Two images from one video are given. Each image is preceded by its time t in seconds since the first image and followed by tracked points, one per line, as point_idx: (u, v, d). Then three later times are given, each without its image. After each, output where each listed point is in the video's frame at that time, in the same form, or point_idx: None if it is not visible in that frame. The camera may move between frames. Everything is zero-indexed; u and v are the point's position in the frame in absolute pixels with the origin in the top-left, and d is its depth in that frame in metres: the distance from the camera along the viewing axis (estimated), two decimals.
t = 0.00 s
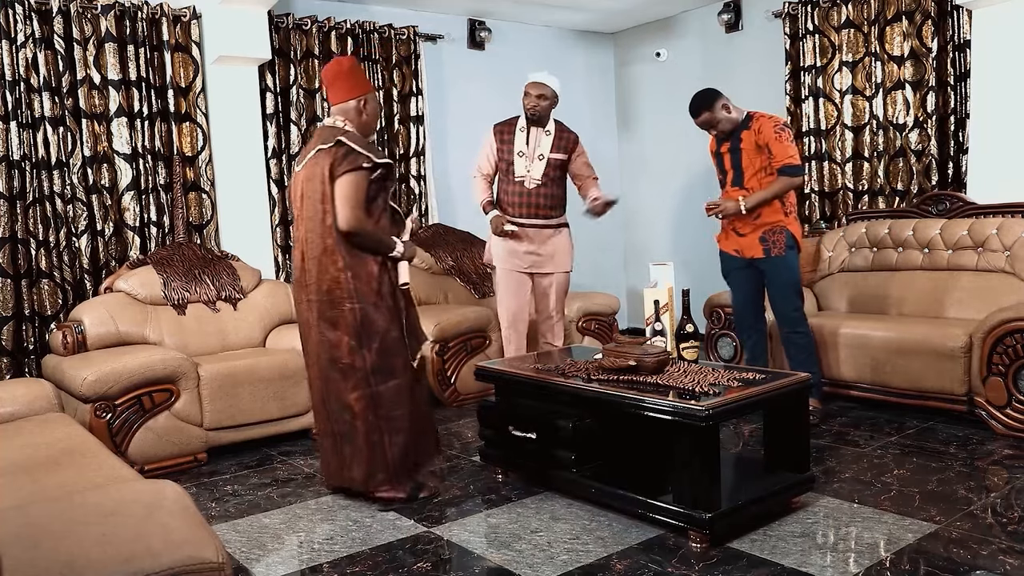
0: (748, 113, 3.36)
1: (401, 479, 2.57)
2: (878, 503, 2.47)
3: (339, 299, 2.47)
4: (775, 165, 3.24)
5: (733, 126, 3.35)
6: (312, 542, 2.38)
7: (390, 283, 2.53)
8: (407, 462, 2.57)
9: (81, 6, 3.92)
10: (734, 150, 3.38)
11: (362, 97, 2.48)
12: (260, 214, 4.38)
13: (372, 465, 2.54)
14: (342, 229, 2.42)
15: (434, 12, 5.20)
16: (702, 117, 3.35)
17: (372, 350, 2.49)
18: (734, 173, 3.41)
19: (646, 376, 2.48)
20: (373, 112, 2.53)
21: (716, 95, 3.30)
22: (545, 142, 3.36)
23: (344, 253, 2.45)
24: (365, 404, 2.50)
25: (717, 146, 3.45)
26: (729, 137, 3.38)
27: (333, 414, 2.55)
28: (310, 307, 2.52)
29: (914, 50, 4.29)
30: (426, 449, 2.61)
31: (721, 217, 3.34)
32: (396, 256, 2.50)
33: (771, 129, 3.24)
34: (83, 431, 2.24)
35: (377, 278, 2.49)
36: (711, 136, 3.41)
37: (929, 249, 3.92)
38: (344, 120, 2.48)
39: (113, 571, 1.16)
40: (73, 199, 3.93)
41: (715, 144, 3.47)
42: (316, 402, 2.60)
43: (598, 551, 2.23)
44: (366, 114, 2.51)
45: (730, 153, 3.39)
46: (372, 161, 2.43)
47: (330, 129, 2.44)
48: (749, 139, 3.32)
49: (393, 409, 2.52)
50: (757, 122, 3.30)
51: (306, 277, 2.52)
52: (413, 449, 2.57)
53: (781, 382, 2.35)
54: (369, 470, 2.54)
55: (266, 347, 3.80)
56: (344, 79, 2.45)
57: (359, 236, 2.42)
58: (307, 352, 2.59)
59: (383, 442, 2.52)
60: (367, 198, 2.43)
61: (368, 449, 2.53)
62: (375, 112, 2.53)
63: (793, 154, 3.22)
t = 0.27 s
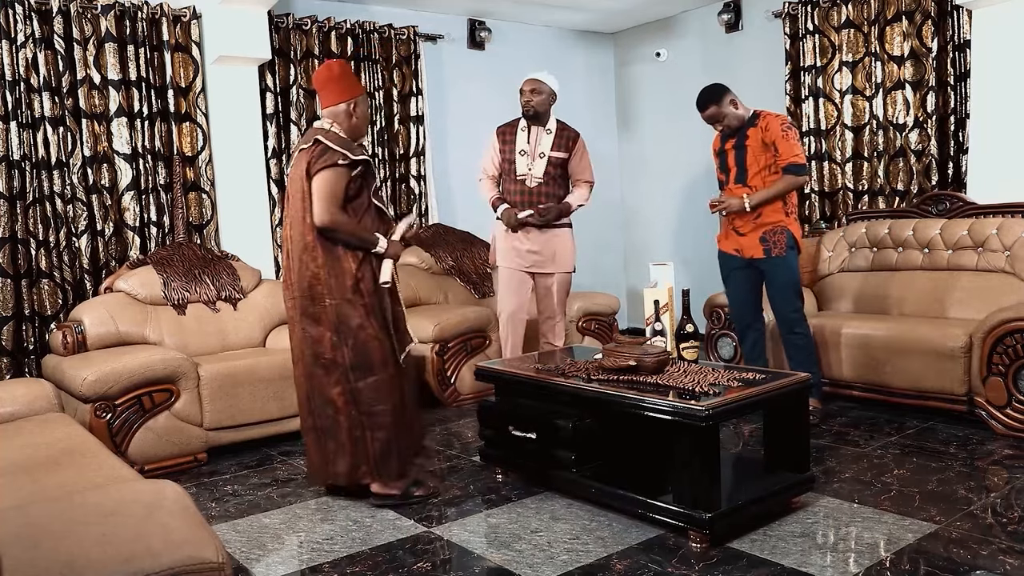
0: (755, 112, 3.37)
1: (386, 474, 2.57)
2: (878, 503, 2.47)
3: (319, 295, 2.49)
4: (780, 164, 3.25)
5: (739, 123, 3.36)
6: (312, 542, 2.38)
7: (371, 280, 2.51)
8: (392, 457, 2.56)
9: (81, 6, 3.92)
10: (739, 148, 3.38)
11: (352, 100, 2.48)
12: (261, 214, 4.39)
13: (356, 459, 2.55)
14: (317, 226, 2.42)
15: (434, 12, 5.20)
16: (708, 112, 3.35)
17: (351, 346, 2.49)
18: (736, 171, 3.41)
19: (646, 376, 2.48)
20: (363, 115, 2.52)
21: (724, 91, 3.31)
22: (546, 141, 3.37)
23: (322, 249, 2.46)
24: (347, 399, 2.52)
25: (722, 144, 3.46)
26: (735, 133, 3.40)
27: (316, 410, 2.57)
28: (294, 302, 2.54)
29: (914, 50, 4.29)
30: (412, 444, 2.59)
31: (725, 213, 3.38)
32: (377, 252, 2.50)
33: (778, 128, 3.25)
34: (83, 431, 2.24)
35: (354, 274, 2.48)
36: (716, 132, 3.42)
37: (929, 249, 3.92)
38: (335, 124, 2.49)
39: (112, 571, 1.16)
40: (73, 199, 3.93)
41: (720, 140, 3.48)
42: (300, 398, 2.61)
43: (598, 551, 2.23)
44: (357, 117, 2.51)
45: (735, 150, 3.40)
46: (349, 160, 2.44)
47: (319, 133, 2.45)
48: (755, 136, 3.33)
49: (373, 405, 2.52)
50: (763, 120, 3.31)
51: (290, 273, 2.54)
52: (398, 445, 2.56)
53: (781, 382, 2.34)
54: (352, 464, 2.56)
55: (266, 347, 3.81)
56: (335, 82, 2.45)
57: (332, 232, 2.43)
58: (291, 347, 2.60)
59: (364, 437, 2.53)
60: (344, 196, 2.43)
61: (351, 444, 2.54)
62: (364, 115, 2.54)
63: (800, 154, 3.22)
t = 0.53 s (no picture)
0: (768, 110, 3.37)
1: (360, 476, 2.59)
2: (878, 503, 2.47)
3: (300, 296, 2.53)
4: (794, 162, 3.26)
5: (752, 120, 3.36)
6: (312, 542, 2.38)
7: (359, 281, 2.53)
8: (366, 460, 2.59)
9: (81, 6, 3.92)
10: (751, 144, 3.39)
11: (346, 101, 2.52)
12: (261, 214, 4.39)
13: (330, 461, 2.57)
14: (302, 226, 2.46)
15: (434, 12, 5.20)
16: (721, 105, 3.34)
17: (329, 348, 2.52)
18: (747, 167, 3.41)
19: (646, 376, 2.48)
20: (357, 115, 2.56)
21: (740, 86, 3.30)
22: (540, 140, 3.38)
23: (307, 250, 2.49)
24: (322, 401, 2.54)
25: (733, 139, 3.46)
26: (748, 129, 3.40)
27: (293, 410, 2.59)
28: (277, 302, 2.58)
29: (914, 50, 4.29)
30: (387, 447, 2.62)
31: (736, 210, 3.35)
32: (366, 253, 2.51)
33: (793, 126, 3.25)
34: (83, 431, 2.24)
35: (339, 274, 2.50)
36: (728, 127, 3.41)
37: (929, 249, 3.92)
38: (329, 124, 2.51)
39: (112, 571, 1.16)
40: (73, 199, 3.93)
41: (730, 135, 3.48)
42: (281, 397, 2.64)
43: (598, 551, 2.23)
44: (351, 117, 2.55)
45: (746, 146, 3.40)
46: (337, 160, 2.45)
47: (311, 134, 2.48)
48: (768, 134, 3.33)
49: (349, 408, 2.54)
50: (777, 117, 3.31)
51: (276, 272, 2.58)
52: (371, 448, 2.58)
53: (781, 382, 2.34)
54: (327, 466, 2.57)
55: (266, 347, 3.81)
56: (329, 83, 2.49)
57: (316, 233, 2.45)
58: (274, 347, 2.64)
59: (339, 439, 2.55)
60: (331, 196, 2.45)
61: (326, 446, 2.56)
62: (359, 116, 2.57)
63: (813, 152, 3.23)
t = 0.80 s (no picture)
0: (787, 108, 3.38)
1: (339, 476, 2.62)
2: (878, 503, 2.47)
3: (277, 300, 2.53)
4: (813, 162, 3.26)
5: (771, 118, 3.36)
6: (312, 542, 2.38)
7: (347, 281, 2.56)
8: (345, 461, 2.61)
9: (81, 6, 3.92)
10: (769, 142, 3.38)
11: (335, 100, 2.52)
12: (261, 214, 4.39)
13: (307, 464, 2.58)
14: (285, 232, 2.45)
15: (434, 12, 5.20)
16: (742, 101, 3.34)
17: (306, 352, 2.53)
18: (764, 165, 3.41)
19: (646, 376, 2.48)
20: (346, 114, 2.57)
21: (762, 83, 3.30)
22: (530, 139, 3.39)
23: (289, 255, 2.49)
24: (297, 405, 2.55)
25: (749, 137, 3.45)
26: (767, 127, 3.39)
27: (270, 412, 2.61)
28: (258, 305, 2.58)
29: (914, 50, 4.29)
30: (368, 447, 2.64)
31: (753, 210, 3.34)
32: (353, 252, 2.53)
33: (814, 125, 3.25)
34: (83, 431, 2.24)
35: (323, 277, 2.52)
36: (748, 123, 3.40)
37: (929, 249, 3.92)
38: (317, 125, 2.52)
39: (112, 571, 1.16)
40: (73, 199, 3.93)
41: (747, 132, 3.47)
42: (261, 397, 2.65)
43: (598, 551, 2.23)
44: (340, 117, 2.55)
45: (764, 143, 3.40)
46: (317, 163, 2.44)
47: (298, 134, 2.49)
48: (788, 132, 3.33)
49: (326, 411, 2.55)
50: (797, 116, 3.31)
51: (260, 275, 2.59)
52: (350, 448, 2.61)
53: (781, 382, 2.35)
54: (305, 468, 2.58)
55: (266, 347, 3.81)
56: (317, 84, 2.49)
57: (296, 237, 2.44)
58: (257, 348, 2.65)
59: (315, 442, 2.56)
60: (313, 200, 2.44)
61: (303, 449, 2.57)
62: (348, 114, 2.58)
63: (832, 154, 3.25)
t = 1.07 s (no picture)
0: (804, 108, 3.38)
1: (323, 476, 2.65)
2: (878, 503, 2.47)
3: (251, 306, 2.55)
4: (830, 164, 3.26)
5: (788, 117, 3.36)
6: (312, 542, 2.38)
7: (324, 284, 2.56)
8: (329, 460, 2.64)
9: (81, 6, 3.92)
10: (784, 142, 3.39)
11: (317, 100, 2.56)
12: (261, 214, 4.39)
13: (290, 464, 2.60)
14: (256, 237, 2.48)
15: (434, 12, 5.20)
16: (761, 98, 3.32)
17: (284, 356, 2.55)
18: (778, 165, 3.41)
19: (646, 376, 2.48)
20: (328, 113, 2.60)
21: (782, 81, 3.28)
22: (523, 139, 3.41)
23: (262, 260, 2.51)
24: (277, 406, 2.57)
25: (765, 135, 3.46)
26: (783, 126, 3.39)
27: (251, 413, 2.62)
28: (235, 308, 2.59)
29: (914, 50, 4.29)
30: (350, 448, 2.66)
31: (766, 212, 3.34)
32: (327, 256, 2.53)
33: (831, 126, 3.26)
34: (83, 431, 2.24)
35: (296, 283, 2.53)
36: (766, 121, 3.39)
37: (929, 249, 3.92)
38: (298, 125, 2.57)
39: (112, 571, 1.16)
40: (73, 199, 3.93)
41: (763, 131, 3.48)
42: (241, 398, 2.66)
43: (598, 551, 2.23)
44: (322, 117, 2.59)
45: (779, 143, 3.40)
46: (288, 166, 2.46)
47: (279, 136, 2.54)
48: (805, 133, 3.33)
49: (307, 411, 2.58)
50: (814, 117, 3.32)
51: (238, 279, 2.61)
52: (334, 447, 2.64)
53: (781, 382, 2.34)
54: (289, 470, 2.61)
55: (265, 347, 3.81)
56: (299, 83, 2.52)
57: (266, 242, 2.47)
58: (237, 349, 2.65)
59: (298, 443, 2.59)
60: (283, 205, 2.46)
61: (286, 449, 2.59)
62: (331, 113, 2.61)
63: (849, 156, 3.24)
